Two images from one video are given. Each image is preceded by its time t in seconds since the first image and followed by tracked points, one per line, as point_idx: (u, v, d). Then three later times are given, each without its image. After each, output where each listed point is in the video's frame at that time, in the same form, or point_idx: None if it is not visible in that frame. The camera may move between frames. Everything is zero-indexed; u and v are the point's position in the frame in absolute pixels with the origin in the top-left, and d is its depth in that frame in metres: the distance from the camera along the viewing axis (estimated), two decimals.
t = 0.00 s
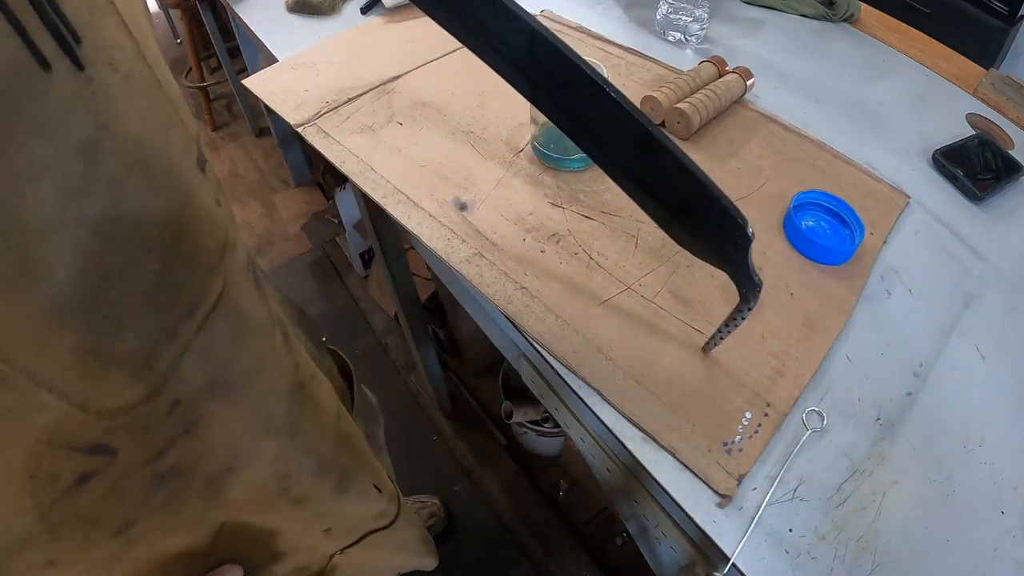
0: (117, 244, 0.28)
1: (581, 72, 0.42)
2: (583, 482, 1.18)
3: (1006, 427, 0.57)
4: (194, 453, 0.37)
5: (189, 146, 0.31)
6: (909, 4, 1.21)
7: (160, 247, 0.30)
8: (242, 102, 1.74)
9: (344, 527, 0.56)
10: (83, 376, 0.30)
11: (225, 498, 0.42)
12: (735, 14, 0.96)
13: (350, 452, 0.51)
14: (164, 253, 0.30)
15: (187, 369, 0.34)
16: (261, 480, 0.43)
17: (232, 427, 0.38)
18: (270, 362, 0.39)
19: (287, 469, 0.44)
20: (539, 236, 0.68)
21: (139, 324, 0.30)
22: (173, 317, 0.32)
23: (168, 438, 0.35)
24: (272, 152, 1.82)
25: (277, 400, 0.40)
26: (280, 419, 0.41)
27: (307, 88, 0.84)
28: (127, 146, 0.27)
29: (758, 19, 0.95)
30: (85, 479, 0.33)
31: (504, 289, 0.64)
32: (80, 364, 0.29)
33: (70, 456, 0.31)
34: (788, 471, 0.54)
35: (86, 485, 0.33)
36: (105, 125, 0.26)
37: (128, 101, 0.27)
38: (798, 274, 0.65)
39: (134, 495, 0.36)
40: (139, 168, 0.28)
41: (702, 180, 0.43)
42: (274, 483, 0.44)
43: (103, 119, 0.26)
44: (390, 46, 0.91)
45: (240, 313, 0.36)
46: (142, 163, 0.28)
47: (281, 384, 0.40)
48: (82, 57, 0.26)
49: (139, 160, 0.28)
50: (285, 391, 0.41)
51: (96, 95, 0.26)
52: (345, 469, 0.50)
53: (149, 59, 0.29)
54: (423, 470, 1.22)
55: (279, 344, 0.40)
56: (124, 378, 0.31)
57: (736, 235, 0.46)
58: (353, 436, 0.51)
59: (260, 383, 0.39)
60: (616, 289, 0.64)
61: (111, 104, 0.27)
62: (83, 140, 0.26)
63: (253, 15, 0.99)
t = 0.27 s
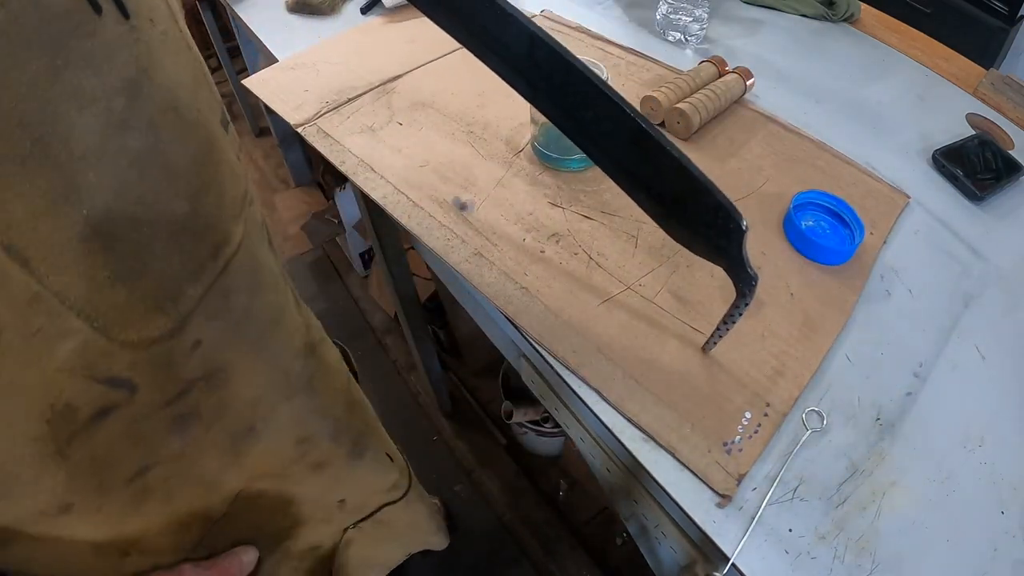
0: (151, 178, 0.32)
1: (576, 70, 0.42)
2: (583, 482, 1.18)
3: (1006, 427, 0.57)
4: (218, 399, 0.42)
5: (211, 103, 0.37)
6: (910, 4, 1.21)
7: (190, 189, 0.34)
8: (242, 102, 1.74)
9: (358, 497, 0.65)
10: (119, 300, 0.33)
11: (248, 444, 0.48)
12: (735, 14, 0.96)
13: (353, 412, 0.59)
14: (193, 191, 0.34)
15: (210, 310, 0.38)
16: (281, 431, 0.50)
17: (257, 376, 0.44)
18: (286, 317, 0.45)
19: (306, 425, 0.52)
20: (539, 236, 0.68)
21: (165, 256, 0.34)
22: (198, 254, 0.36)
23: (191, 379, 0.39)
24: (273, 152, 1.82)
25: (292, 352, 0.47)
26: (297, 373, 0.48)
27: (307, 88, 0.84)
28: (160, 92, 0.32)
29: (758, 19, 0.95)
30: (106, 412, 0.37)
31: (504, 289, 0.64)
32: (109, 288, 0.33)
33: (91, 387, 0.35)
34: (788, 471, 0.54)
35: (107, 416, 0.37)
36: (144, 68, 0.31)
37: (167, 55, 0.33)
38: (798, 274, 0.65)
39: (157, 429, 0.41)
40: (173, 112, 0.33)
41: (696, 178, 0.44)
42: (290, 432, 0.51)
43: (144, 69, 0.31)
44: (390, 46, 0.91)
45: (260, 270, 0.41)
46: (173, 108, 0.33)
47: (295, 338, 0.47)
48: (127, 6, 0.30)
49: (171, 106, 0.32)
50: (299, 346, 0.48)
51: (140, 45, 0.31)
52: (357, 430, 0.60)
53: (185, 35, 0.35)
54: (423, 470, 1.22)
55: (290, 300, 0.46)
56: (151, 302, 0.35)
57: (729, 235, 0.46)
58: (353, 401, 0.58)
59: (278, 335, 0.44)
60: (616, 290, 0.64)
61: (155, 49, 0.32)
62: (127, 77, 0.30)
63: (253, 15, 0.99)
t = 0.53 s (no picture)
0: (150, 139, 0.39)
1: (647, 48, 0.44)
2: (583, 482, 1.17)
3: (1007, 428, 0.57)
4: (227, 360, 0.50)
5: (209, 78, 0.44)
6: (910, 4, 1.21)
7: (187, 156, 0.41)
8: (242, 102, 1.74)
9: (374, 480, 0.67)
10: (123, 255, 0.40)
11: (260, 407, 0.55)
12: (735, 14, 0.96)
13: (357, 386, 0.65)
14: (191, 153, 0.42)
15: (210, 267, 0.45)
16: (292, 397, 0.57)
17: (263, 339, 0.52)
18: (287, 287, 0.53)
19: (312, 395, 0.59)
20: (539, 236, 0.68)
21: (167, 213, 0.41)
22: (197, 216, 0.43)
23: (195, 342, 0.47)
24: (273, 152, 1.82)
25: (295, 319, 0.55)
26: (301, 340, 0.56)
27: (307, 88, 0.84)
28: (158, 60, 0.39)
29: (758, 19, 0.95)
30: (112, 373, 0.43)
31: (504, 289, 0.64)
32: (115, 243, 0.39)
33: (97, 347, 0.41)
34: (787, 471, 0.54)
35: (113, 378, 0.44)
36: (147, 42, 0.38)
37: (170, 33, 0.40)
38: (797, 273, 0.66)
39: (165, 395, 0.47)
40: (171, 80, 0.40)
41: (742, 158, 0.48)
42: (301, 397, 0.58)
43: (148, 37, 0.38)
44: (390, 46, 0.91)
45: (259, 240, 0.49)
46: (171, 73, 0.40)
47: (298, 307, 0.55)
48: None
49: (168, 72, 0.39)
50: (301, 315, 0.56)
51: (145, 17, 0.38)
52: (362, 405, 0.66)
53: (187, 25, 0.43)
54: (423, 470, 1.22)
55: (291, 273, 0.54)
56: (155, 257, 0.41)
57: (762, 212, 0.51)
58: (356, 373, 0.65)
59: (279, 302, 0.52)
60: (616, 290, 0.64)
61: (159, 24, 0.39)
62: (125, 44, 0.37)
63: (253, 15, 0.99)
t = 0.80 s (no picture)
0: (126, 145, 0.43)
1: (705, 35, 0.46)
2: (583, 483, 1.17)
3: (1008, 428, 0.57)
4: (217, 361, 0.55)
5: (186, 73, 0.47)
6: (910, 4, 1.21)
7: (163, 161, 0.45)
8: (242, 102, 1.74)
9: (374, 469, 0.71)
10: (102, 267, 0.44)
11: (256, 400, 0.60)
12: (734, 15, 0.97)
13: (358, 378, 0.69)
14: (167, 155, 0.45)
15: (194, 267, 0.50)
16: (287, 389, 0.62)
17: (253, 335, 0.56)
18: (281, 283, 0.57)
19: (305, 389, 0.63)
20: (539, 236, 0.68)
21: (148, 218, 0.45)
22: (177, 219, 0.47)
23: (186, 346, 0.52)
24: (273, 152, 1.83)
25: (287, 316, 0.59)
26: (295, 337, 0.60)
27: (306, 88, 0.84)
28: (132, 58, 0.42)
29: (758, 19, 0.95)
30: (105, 390, 0.48)
31: (504, 289, 0.64)
32: (94, 256, 0.43)
33: (85, 362, 0.46)
34: (787, 471, 0.54)
35: (108, 391, 0.48)
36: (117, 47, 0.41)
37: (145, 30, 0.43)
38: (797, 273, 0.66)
39: (155, 398, 0.52)
40: (147, 79, 0.43)
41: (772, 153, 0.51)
42: (295, 388, 0.62)
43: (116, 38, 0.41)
44: (390, 46, 0.91)
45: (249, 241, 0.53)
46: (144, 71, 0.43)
47: (291, 303, 0.59)
48: None
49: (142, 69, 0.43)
50: (296, 312, 0.59)
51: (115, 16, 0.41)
52: (360, 399, 0.69)
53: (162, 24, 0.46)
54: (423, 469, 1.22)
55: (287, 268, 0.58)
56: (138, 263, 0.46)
57: (785, 211, 0.53)
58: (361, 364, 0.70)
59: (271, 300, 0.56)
60: (616, 290, 0.64)
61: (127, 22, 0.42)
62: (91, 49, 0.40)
63: (253, 15, 0.99)
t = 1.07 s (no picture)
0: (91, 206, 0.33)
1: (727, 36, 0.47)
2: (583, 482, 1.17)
3: (1008, 428, 0.57)
4: (211, 426, 0.46)
5: (149, 106, 0.38)
6: (909, 4, 1.21)
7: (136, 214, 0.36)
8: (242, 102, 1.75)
9: (377, 488, 0.64)
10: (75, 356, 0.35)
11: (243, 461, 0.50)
12: (734, 15, 0.97)
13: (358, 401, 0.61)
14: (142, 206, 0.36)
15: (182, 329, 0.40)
16: (278, 439, 0.52)
17: (249, 386, 0.47)
18: (277, 319, 0.48)
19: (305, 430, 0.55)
20: (539, 236, 0.68)
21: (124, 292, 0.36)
22: (157, 280, 0.38)
23: (172, 416, 0.42)
24: (273, 152, 1.83)
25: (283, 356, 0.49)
26: (289, 377, 0.50)
27: (307, 88, 0.84)
28: (87, 93, 0.33)
29: (758, 19, 0.96)
30: (96, 469, 0.39)
31: (504, 289, 0.64)
32: (63, 345, 0.34)
33: (73, 447, 0.37)
34: (787, 471, 0.54)
35: (97, 473, 0.39)
36: (67, 83, 0.32)
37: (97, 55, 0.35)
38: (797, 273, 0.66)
39: (148, 473, 0.43)
40: (106, 116, 0.34)
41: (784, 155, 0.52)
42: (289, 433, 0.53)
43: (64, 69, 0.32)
44: (390, 46, 0.91)
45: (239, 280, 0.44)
46: (104, 106, 0.34)
47: (286, 340, 0.50)
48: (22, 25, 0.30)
49: (100, 104, 0.34)
50: (291, 347, 0.50)
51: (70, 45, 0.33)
52: (363, 421, 0.61)
53: (118, 47, 0.38)
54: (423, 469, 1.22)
55: (277, 300, 0.49)
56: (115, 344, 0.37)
57: (793, 213, 0.54)
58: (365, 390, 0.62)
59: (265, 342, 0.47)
60: (616, 290, 0.64)
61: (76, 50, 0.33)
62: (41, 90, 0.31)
63: (253, 15, 0.99)
